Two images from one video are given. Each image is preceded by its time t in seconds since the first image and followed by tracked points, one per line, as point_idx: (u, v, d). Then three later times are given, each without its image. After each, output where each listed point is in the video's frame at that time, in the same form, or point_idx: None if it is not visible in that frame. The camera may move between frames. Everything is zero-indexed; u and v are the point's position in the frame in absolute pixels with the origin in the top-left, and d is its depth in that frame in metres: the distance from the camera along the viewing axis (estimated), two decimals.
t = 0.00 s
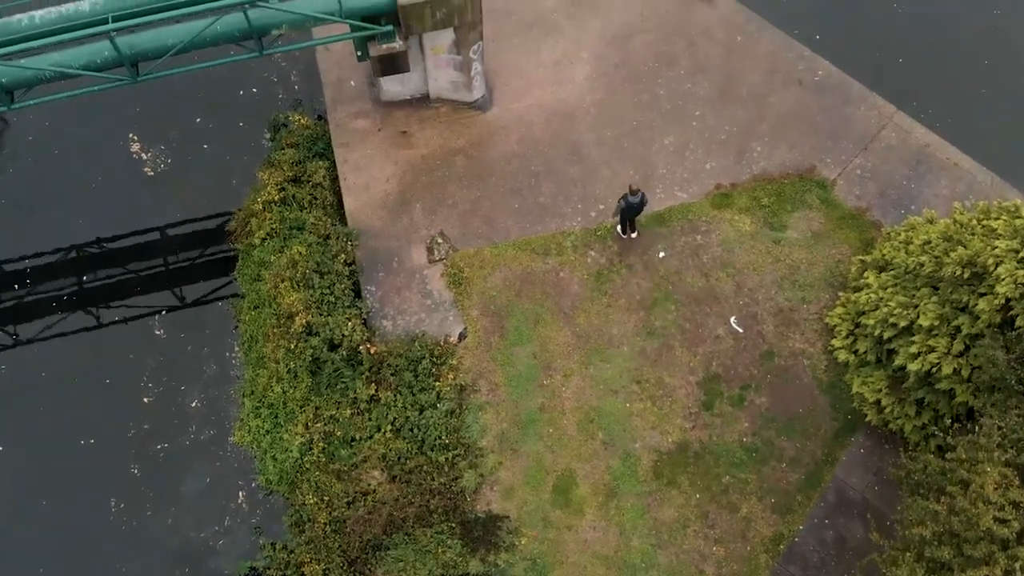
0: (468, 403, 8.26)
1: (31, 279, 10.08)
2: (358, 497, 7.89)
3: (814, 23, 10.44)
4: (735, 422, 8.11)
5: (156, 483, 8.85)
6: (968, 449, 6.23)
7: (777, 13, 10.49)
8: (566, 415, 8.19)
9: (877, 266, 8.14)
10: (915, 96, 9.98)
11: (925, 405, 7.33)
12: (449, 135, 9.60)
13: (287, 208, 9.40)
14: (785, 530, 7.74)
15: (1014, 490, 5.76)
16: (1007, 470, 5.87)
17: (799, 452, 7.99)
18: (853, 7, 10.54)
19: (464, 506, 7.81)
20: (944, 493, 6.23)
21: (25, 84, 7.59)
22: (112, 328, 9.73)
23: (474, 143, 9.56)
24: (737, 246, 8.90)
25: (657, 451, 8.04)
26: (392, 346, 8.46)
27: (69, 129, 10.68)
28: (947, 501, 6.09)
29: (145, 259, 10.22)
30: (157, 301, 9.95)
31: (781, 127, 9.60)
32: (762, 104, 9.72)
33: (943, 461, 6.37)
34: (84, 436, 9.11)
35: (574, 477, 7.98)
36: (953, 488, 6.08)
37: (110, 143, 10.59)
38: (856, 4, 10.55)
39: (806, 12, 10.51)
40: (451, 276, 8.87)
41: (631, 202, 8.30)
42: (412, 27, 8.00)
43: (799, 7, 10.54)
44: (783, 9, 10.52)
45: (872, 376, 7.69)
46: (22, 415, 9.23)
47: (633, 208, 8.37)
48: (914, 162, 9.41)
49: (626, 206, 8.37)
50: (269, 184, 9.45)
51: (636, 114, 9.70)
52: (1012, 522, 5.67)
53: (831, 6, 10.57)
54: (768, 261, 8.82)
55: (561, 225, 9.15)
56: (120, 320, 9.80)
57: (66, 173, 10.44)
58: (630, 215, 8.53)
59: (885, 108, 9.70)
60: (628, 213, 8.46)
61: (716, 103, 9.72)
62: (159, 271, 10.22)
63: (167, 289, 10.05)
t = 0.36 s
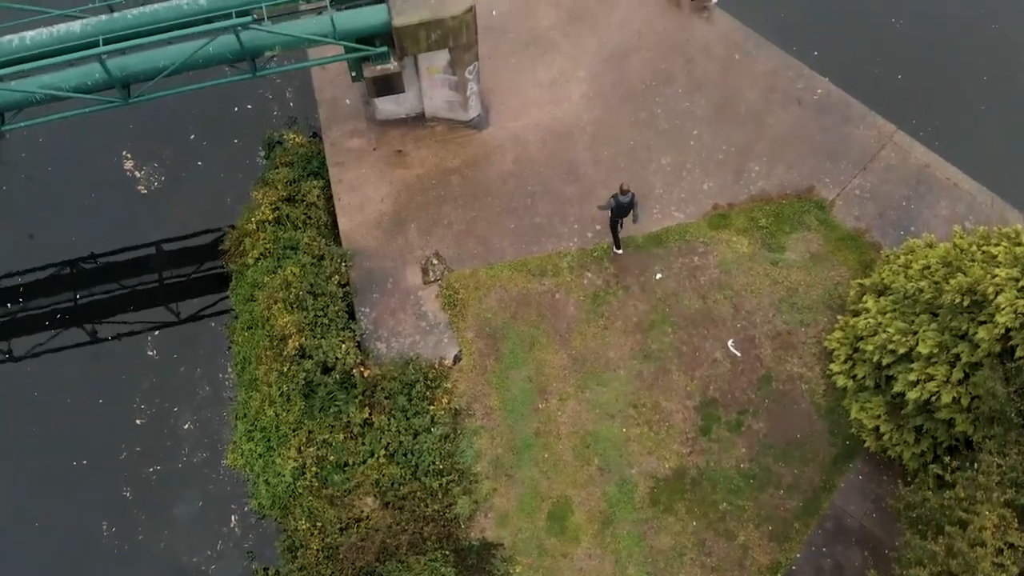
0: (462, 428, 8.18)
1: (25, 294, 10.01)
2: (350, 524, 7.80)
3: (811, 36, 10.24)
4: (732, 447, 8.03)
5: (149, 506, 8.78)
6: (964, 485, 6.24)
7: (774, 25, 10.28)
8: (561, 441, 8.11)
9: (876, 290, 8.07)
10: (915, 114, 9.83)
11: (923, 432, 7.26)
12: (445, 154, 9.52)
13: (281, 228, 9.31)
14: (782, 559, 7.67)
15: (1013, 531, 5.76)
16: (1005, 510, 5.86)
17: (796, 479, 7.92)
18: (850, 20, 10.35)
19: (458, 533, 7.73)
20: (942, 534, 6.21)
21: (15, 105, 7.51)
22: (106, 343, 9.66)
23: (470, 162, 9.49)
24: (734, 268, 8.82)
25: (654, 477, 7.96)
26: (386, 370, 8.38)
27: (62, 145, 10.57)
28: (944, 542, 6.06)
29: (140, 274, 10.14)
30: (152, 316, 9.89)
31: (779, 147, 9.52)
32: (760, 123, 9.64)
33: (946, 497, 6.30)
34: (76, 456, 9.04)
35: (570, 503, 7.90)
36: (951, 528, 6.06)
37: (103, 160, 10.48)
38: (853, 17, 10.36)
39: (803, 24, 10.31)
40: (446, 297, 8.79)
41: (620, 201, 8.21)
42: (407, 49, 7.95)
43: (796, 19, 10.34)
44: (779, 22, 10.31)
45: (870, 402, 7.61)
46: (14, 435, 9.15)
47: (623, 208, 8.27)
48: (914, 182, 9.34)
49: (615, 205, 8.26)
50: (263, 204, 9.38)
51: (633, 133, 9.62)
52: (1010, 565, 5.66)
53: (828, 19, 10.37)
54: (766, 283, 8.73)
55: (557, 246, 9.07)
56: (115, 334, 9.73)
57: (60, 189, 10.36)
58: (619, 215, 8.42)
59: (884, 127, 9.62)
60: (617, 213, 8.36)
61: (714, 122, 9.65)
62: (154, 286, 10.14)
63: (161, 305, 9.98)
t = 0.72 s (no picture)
0: (456, 453, 8.11)
1: (18, 310, 9.95)
2: (343, 549, 7.73)
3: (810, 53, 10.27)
4: (728, 472, 7.96)
5: (141, 529, 8.71)
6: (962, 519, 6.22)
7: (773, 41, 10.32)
8: (556, 466, 8.04)
9: (874, 314, 8.01)
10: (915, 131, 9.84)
11: (921, 459, 7.19)
12: (440, 173, 9.46)
13: (275, 247, 9.24)
14: None
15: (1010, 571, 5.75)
16: (1002, 550, 5.85)
17: (793, 505, 7.86)
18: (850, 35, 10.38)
19: (452, 560, 7.64)
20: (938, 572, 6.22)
21: (5, 126, 7.46)
22: (102, 359, 9.62)
23: (465, 182, 9.43)
24: (731, 289, 8.76)
25: (649, 503, 7.89)
26: (380, 393, 8.30)
27: (55, 162, 10.50)
28: None
29: (134, 289, 10.07)
30: (147, 332, 9.83)
31: (776, 166, 9.45)
32: (758, 142, 9.58)
33: (947, 533, 6.21)
34: (69, 476, 8.99)
35: (565, 530, 7.82)
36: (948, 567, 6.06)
37: (96, 177, 10.41)
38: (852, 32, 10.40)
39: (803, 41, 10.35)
40: (441, 318, 8.71)
41: (611, 204, 8.32)
42: (401, 70, 7.89)
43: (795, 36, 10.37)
44: (779, 38, 10.34)
45: (868, 428, 7.55)
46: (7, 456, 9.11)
47: (614, 211, 8.40)
48: (913, 203, 9.27)
49: (606, 209, 8.38)
50: (257, 224, 9.29)
51: (629, 152, 9.56)
52: None
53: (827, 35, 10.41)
54: (763, 304, 8.67)
55: (553, 266, 9.00)
56: (112, 349, 9.70)
57: (52, 205, 10.29)
58: (611, 218, 8.55)
59: (883, 146, 9.56)
60: (609, 216, 8.49)
61: (711, 141, 9.59)
62: (149, 301, 10.08)
63: (156, 321, 9.92)
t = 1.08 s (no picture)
0: (450, 483, 8.04)
1: (10, 330, 9.86)
2: None
3: (807, 73, 10.32)
4: (725, 504, 7.89)
5: (132, 557, 8.61)
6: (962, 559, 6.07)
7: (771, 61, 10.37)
8: (550, 496, 7.96)
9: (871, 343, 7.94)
10: (913, 150, 9.81)
11: (918, 492, 7.10)
12: (435, 197, 9.40)
13: (269, 271, 9.16)
14: None
15: None
16: None
17: (790, 537, 7.76)
18: (847, 56, 10.45)
19: None
20: None
21: None
22: (94, 380, 9.57)
23: (460, 206, 9.36)
24: (727, 316, 8.69)
25: (645, 534, 7.81)
26: (373, 421, 8.22)
27: (48, 184, 10.44)
28: None
29: (128, 308, 10.01)
30: (141, 351, 9.78)
31: (773, 190, 9.38)
32: (754, 165, 9.52)
33: None
34: (61, 502, 8.89)
35: (559, 562, 7.73)
36: None
37: (89, 199, 10.34)
38: (849, 52, 10.48)
39: (800, 60, 10.41)
40: (435, 345, 8.62)
41: (594, 209, 8.39)
42: (395, 96, 7.83)
43: (793, 57, 10.43)
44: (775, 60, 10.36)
45: (864, 459, 7.48)
46: None
47: (598, 217, 8.46)
48: (911, 228, 9.19)
49: (590, 214, 8.45)
50: (249, 248, 9.19)
51: (626, 175, 9.50)
52: None
53: (824, 56, 10.46)
54: (759, 330, 8.60)
55: (548, 292, 8.93)
56: (104, 368, 9.65)
57: (45, 226, 10.21)
58: (597, 224, 8.61)
59: (880, 170, 9.50)
60: (595, 222, 8.55)
61: (708, 165, 9.53)
62: (142, 320, 10.01)
63: (149, 340, 9.86)
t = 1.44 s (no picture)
0: (447, 515, 7.97)
1: (7, 350, 9.82)
2: None
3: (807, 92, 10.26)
4: (724, 537, 7.83)
5: None
6: None
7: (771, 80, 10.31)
8: (549, 528, 7.90)
9: (872, 374, 7.88)
10: (913, 174, 9.76)
11: (919, 526, 7.04)
12: (433, 223, 9.34)
13: (266, 297, 9.09)
14: None
15: None
16: None
17: (789, 570, 7.71)
18: (846, 77, 10.40)
19: None
20: None
21: None
22: (91, 405, 9.50)
23: (459, 231, 9.30)
24: (727, 344, 8.63)
25: (644, 567, 7.74)
26: (370, 451, 8.18)
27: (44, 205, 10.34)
28: None
29: (126, 328, 9.99)
30: (139, 372, 9.77)
31: (773, 216, 9.33)
32: (754, 191, 9.46)
33: None
34: (58, 530, 8.83)
35: None
36: None
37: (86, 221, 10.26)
38: (850, 72, 10.43)
39: (800, 80, 10.35)
40: (433, 373, 8.56)
41: (586, 217, 8.33)
42: (393, 125, 7.78)
43: (792, 77, 10.37)
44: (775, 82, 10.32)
45: (865, 491, 7.41)
46: None
47: (588, 224, 8.41)
48: (912, 255, 9.14)
49: (580, 221, 8.38)
50: (246, 273, 9.12)
51: (625, 201, 9.45)
52: None
53: (824, 76, 10.41)
54: (759, 358, 8.54)
55: (546, 319, 8.86)
56: (101, 389, 9.62)
57: (42, 248, 10.13)
58: (585, 230, 8.57)
59: (881, 196, 9.44)
60: (583, 228, 8.51)
61: (707, 190, 9.47)
62: (139, 341, 9.99)
63: (148, 361, 9.84)
